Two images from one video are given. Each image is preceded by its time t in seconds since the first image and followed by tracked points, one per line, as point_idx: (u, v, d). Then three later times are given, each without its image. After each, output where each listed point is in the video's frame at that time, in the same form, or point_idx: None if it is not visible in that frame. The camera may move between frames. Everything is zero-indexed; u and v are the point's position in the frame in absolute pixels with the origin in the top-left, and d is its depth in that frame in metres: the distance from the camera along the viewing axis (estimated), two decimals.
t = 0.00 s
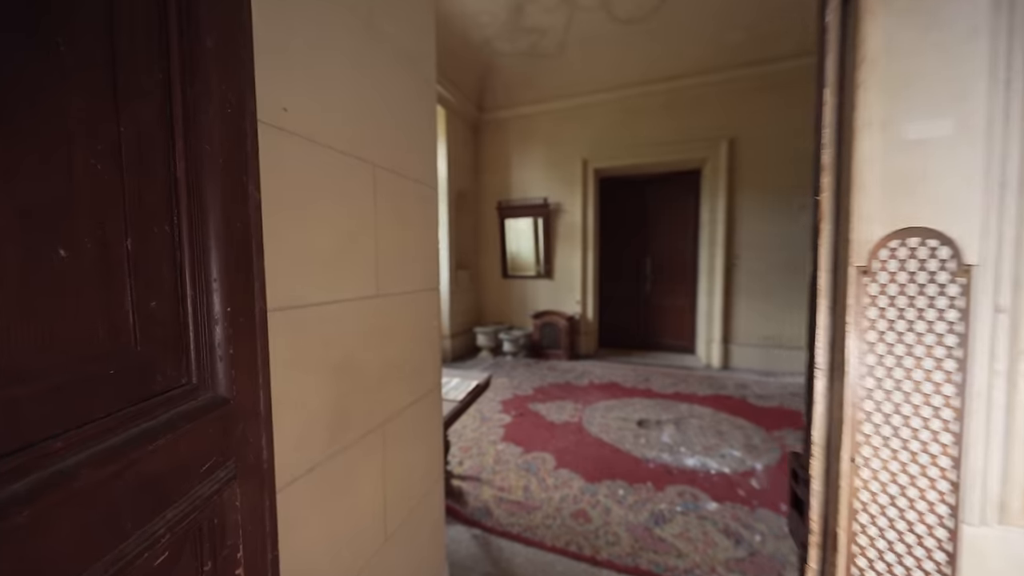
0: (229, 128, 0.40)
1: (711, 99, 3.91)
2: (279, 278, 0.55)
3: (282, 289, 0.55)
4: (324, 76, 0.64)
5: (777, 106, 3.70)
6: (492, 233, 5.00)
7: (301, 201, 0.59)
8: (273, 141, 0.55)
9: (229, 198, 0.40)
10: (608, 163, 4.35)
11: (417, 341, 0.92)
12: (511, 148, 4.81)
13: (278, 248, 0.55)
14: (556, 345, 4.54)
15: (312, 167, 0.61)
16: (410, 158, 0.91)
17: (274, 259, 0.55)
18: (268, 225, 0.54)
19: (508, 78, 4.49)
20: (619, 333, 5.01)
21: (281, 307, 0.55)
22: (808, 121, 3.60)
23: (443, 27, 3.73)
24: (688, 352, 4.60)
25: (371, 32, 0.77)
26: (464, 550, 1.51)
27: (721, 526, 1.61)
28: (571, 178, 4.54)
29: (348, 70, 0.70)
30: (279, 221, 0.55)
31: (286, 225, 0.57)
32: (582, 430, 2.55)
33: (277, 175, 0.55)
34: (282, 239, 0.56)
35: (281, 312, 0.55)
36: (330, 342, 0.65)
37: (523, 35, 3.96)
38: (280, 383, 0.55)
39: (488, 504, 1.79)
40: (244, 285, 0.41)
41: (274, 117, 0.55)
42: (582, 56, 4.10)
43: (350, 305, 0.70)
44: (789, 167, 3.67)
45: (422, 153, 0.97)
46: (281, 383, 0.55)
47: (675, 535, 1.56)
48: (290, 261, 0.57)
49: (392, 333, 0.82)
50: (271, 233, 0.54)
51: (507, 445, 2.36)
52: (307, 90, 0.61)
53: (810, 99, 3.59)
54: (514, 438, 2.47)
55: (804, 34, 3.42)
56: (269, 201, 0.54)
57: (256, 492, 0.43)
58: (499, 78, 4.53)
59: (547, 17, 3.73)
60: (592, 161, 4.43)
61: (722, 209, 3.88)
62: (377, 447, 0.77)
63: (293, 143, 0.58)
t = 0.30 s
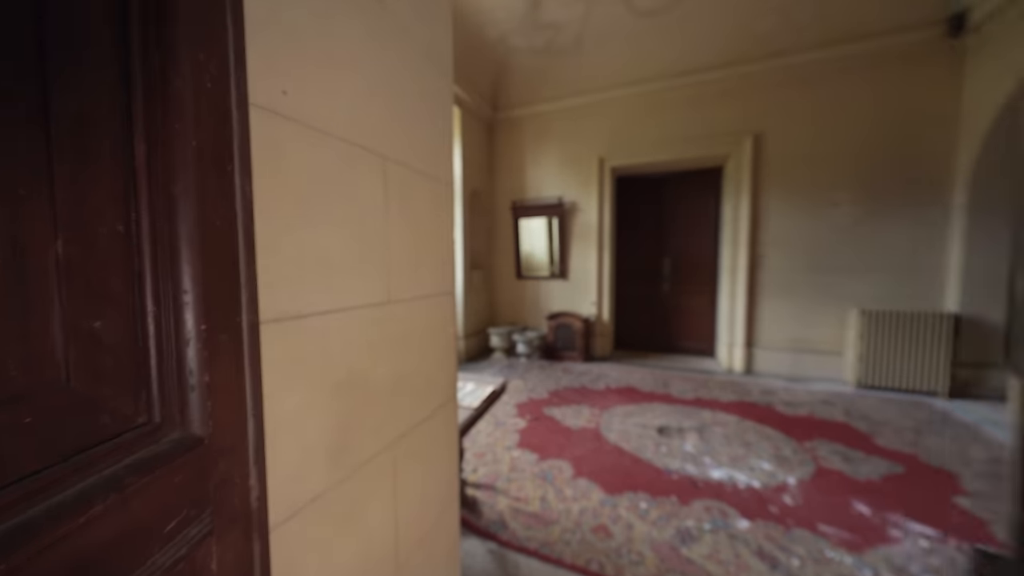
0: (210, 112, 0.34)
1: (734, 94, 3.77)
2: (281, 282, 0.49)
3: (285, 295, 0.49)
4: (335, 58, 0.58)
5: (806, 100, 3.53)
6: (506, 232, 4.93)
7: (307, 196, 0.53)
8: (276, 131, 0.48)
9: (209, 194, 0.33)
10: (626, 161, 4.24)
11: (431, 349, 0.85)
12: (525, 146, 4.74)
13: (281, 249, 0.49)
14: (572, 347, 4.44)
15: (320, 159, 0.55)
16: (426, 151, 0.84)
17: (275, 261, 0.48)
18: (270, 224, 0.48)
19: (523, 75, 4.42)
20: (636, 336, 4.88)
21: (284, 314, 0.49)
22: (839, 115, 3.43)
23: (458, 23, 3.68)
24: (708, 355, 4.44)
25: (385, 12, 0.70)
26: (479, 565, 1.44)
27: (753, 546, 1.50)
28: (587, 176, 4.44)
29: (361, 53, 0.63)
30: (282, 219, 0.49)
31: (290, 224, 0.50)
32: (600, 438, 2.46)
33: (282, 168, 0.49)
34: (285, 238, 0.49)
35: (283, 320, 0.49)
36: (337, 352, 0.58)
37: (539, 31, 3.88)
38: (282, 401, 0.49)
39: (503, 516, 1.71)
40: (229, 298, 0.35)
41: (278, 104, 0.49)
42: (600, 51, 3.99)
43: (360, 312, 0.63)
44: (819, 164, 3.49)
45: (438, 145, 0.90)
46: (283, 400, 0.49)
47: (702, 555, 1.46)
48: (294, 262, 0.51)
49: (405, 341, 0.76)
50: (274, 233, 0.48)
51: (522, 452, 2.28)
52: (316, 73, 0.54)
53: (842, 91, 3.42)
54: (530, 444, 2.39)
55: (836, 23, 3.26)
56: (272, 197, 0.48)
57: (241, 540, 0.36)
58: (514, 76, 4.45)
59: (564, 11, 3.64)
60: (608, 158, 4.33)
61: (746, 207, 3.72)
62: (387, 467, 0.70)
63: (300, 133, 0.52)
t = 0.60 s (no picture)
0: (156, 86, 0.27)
1: (747, 90, 3.66)
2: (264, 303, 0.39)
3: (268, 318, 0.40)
4: (326, 27, 0.47)
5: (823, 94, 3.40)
6: (512, 232, 4.83)
7: (296, 197, 0.43)
8: (260, 115, 0.39)
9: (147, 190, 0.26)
10: (636, 157, 4.15)
11: (440, 370, 0.75)
12: (531, 144, 4.64)
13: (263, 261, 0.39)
14: (578, 351, 4.32)
15: (313, 152, 0.45)
16: (435, 145, 0.75)
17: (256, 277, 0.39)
18: (248, 230, 0.38)
19: (529, 71, 4.33)
20: (645, 339, 4.76)
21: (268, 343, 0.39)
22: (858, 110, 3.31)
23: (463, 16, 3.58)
24: (719, 360, 4.31)
25: None
26: None
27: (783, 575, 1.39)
28: (596, 174, 4.34)
29: (361, 24, 0.53)
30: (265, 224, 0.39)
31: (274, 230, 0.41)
32: (611, 449, 2.35)
33: (265, 162, 0.39)
34: (267, 247, 0.40)
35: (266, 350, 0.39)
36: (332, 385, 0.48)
37: (546, 24, 3.77)
38: (260, 451, 0.39)
39: (512, 538, 1.60)
40: (170, 335, 0.28)
41: (263, 82, 0.39)
42: (609, 45, 3.89)
43: (356, 334, 0.53)
44: (838, 160, 3.38)
45: (447, 139, 0.81)
46: (262, 451, 0.39)
47: None
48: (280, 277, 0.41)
49: (411, 362, 0.66)
50: (254, 241, 0.38)
51: (530, 465, 2.18)
52: (310, 46, 0.45)
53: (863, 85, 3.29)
54: (537, 456, 2.28)
55: (855, 15, 3.15)
56: (252, 197, 0.38)
57: None
58: (520, 71, 4.36)
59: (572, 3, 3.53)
60: (617, 155, 4.23)
61: (761, 206, 3.60)
62: (387, 517, 0.59)
63: (289, 118, 0.42)
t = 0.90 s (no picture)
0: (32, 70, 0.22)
1: (755, 87, 3.60)
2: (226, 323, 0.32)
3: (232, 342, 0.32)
4: None
5: (831, 92, 3.37)
6: (514, 232, 4.75)
7: (272, 192, 0.36)
8: (224, 92, 0.31)
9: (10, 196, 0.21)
10: (641, 156, 4.07)
11: (442, 389, 0.68)
12: (534, 143, 4.57)
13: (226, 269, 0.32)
14: (582, 353, 4.24)
15: (295, 140, 0.38)
16: (438, 139, 0.68)
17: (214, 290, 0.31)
18: (206, 232, 0.30)
19: (532, 68, 4.26)
20: (649, 341, 4.68)
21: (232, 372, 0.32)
22: (868, 108, 3.26)
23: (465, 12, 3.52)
24: (725, 363, 4.23)
25: None
26: None
27: None
28: (599, 173, 4.26)
29: None
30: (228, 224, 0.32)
31: (242, 233, 0.33)
32: (618, 458, 2.28)
33: (231, 148, 0.32)
34: (232, 254, 0.32)
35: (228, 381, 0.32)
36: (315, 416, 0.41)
37: (549, 20, 3.70)
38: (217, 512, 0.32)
39: (518, 555, 1.52)
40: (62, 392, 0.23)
41: (231, 50, 0.32)
42: (613, 41, 3.82)
43: (345, 353, 0.46)
44: (848, 158, 3.31)
45: (453, 133, 0.73)
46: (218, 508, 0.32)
47: None
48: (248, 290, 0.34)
49: (410, 383, 0.59)
50: (211, 246, 0.31)
51: (535, 476, 2.10)
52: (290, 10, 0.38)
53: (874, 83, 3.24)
54: (542, 466, 2.20)
55: (865, 10, 3.09)
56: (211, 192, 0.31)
57: None
58: (523, 68, 4.30)
59: None
60: (621, 154, 4.15)
61: (769, 205, 3.53)
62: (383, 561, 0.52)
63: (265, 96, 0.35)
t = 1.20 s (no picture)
0: None
1: (760, 83, 3.53)
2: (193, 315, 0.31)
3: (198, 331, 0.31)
4: None
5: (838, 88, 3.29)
6: (514, 231, 4.68)
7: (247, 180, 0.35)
8: (202, 68, 0.31)
9: None
10: (643, 154, 4.00)
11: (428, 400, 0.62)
12: (535, 140, 4.51)
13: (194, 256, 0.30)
14: (583, 355, 4.16)
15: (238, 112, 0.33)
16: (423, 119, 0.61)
17: (168, 274, 0.29)
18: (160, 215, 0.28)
19: (533, 64, 4.21)
20: (652, 342, 4.60)
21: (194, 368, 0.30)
22: (878, 102, 3.18)
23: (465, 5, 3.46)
24: (730, 364, 4.15)
25: None
26: None
27: None
28: (601, 171, 4.19)
29: None
30: (194, 206, 0.30)
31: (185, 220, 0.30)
32: (623, 465, 2.20)
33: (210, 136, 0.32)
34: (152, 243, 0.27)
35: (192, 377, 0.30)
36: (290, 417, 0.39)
37: (550, 14, 3.65)
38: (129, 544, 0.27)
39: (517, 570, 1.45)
40: None
41: (211, 17, 0.31)
42: (615, 36, 3.77)
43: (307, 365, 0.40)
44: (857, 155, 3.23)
45: (438, 113, 0.67)
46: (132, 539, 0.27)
47: None
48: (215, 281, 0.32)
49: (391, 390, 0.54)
50: (163, 222, 0.29)
51: (536, 484, 2.03)
52: None
53: (883, 77, 3.16)
54: (544, 474, 2.13)
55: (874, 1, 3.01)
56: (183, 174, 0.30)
57: None
58: (524, 64, 4.23)
59: None
60: (623, 152, 4.08)
61: (775, 203, 3.46)
62: None
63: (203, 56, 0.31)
